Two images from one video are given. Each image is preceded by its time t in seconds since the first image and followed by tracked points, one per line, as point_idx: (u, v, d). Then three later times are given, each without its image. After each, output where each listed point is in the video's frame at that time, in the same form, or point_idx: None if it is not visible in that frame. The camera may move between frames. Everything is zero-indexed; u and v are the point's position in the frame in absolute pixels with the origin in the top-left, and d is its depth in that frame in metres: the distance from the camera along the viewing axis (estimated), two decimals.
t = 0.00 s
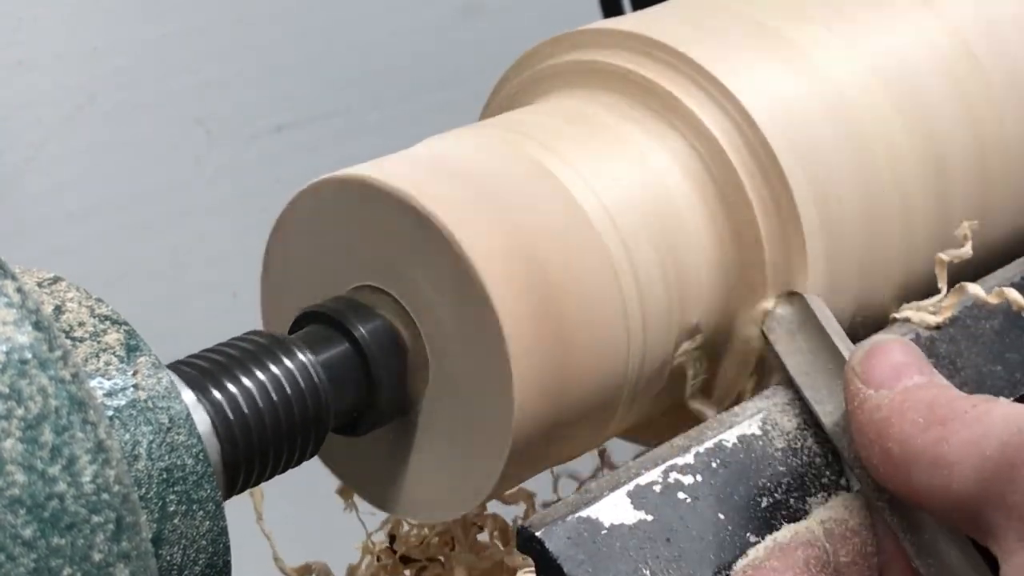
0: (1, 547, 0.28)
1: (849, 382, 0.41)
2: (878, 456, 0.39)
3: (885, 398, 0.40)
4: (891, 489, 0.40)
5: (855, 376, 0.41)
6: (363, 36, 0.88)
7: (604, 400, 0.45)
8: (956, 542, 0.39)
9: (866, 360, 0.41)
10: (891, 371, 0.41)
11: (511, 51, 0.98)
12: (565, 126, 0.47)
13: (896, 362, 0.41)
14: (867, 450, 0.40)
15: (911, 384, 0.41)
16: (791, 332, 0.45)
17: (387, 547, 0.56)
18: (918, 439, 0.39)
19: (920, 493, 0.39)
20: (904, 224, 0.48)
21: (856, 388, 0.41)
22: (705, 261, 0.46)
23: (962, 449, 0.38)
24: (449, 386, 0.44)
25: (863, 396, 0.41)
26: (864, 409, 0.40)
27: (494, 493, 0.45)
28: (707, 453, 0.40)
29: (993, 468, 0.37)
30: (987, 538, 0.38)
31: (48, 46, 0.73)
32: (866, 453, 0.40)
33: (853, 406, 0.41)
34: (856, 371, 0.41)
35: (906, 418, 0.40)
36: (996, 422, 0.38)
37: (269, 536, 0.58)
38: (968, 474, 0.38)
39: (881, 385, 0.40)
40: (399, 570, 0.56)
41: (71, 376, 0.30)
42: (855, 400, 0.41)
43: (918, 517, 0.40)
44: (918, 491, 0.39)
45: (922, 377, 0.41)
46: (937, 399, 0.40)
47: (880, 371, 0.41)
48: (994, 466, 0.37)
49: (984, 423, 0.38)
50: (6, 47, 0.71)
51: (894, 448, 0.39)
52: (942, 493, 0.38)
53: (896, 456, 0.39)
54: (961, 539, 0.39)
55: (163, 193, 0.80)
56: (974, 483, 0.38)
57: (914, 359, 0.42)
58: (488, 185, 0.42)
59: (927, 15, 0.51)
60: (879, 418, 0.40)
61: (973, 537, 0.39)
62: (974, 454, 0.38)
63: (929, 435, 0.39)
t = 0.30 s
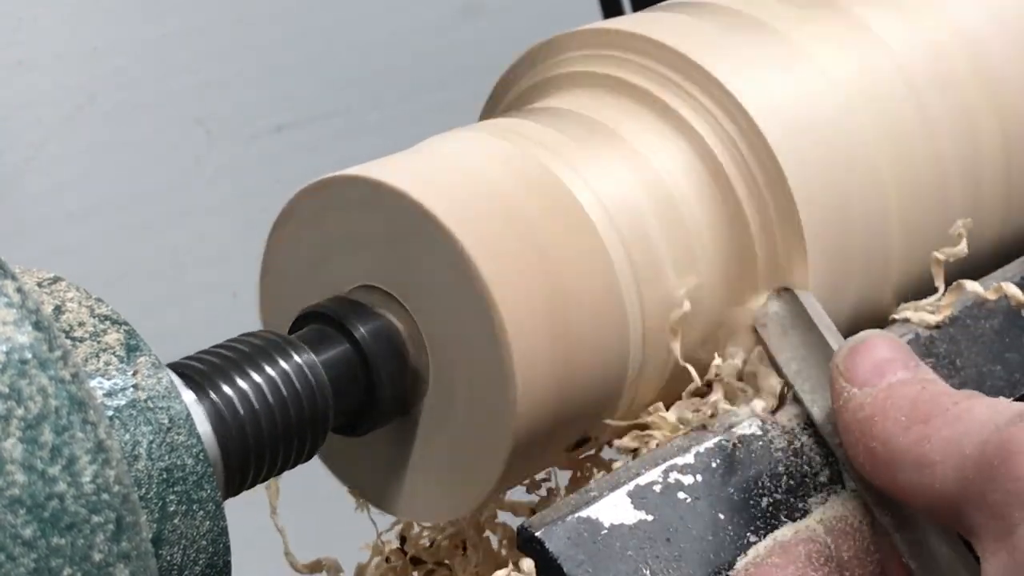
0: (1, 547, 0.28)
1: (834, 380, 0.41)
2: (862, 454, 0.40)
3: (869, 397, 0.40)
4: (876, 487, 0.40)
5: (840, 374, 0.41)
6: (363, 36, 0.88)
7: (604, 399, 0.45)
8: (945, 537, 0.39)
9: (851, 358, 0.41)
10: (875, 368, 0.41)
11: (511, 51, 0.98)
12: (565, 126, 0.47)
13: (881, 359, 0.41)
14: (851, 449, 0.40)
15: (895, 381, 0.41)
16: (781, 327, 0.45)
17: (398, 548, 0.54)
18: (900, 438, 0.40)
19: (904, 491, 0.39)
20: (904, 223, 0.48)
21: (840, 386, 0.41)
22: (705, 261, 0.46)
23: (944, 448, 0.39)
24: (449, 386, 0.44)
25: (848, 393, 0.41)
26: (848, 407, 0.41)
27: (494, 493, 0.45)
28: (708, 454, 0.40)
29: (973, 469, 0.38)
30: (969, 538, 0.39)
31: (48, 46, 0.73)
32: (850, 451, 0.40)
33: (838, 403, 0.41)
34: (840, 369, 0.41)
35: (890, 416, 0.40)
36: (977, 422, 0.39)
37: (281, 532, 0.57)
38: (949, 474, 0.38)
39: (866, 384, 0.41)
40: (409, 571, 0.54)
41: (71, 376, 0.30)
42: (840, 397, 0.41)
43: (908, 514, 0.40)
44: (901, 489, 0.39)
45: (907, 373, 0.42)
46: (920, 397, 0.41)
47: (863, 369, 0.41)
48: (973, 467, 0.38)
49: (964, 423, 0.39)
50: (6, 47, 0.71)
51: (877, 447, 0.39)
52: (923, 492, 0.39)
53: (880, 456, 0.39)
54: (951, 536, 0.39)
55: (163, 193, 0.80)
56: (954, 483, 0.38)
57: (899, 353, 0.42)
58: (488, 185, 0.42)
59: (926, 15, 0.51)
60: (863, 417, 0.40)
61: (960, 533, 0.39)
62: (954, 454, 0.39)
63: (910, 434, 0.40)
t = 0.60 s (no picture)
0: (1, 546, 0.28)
1: (819, 375, 0.42)
2: (846, 451, 0.40)
3: (850, 393, 0.40)
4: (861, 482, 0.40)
5: (824, 370, 0.42)
6: (363, 36, 0.88)
7: (604, 400, 0.45)
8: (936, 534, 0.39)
9: (835, 352, 0.42)
10: (856, 364, 0.41)
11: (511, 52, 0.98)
12: (565, 126, 0.47)
13: (864, 353, 0.41)
14: (837, 445, 0.40)
15: (878, 375, 0.41)
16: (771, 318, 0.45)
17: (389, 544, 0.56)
18: (881, 435, 0.39)
19: (886, 487, 0.39)
20: (903, 222, 0.48)
21: (824, 381, 0.41)
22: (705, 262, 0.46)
23: (924, 444, 0.38)
24: (449, 385, 0.44)
25: (833, 388, 0.41)
26: (832, 403, 0.41)
27: (494, 493, 0.45)
28: (708, 453, 0.40)
29: (950, 467, 0.37)
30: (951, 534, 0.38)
31: (48, 45, 0.73)
32: (835, 448, 0.41)
33: (823, 398, 0.41)
34: (824, 364, 0.42)
35: (872, 412, 0.40)
36: (955, 419, 0.38)
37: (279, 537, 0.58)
38: (926, 471, 0.38)
39: (848, 379, 0.41)
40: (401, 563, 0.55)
41: (71, 376, 0.30)
42: (824, 393, 0.41)
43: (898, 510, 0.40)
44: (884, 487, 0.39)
45: (892, 366, 0.42)
46: (901, 392, 0.40)
47: (845, 364, 0.41)
48: (950, 465, 0.37)
49: (943, 419, 0.39)
50: (7, 48, 0.71)
51: (858, 444, 0.39)
52: (902, 488, 0.39)
53: (861, 452, 0.39)
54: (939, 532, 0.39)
55: (163, 193, 0.80)
56: (933, 481, 0.38)
57: (884, 346, 0.42)
58: (488, 185, 0.42)
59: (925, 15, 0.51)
60: (846, 413, 0.40)
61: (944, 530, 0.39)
62: (933, 451, 0.38)
63: (891, 431, 0.39)
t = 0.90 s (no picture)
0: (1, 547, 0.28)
1: (816, 371, 0.42)
2: (842, 449, 0.40)
3: (848, 391, 0.40)
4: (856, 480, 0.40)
5: (821, 366, 0.41)
6: (364, 36, 0.88)
7: (605, 400, 0.45)
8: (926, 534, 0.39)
9: (831, 349, 0.41)
10: (854, 362, 0.41)
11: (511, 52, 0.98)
12: (565, 126, 0.47)
13: (861, 352, 0.41)
14: (833, 443, 0.40)
15: (876, 374, 0.41)
16: (765, 311, 0.45)
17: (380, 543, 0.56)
18: (880, 433, 0.39)
19: (882, 486, 0.39)
20: (903, 222, 0.48)
21: (822, 377, 0.41)
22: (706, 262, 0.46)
23: (922, 445, 0.39)
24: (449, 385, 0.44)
25: (830, 385, 0.41)
26: (829, 400, 0.41)
27: (494, 494, 0.45)
28: (708, 454, 0.40)
29: (949, 469, 0.38)
30: (946, 534, 0.39)
31: (48, 46, 0.73)
32: (831, 445, 0.40)
33: (819, 395, 0.41)
34: (821, 361, 0.42)
35: (870, 411, 0.40)
36: (955, 423, 0.39)
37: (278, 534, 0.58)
38: (925, 472, 0.38)
39: (846, 376, 0.41)
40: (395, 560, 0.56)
41: (71, 376, 0.30)
42: (821, 390, 0.41)
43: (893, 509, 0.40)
44: (879, 487, 0.39)
45: (888, 364, 0.42)
46: (899, 391, 0.40)
47: (843, 362, 0.41)
48: (950, 467, 0.38)
49: (943, 421, 0.39)
50: (7, 48, 0.71)
51: (856, 441, 0.39)
52: (898, 487, 0.39)
53: (858, 450, 0.39)
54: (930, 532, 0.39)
55: (163, 193, 0.80)
56: (929, 482, 0.38)
57: (879, 343, 0.42)
58: (489, 185, 0.42)
59: (926, 15, 0.51)
60: (843, 411, 0.40)
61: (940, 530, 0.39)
62: (932, 452, 0.38)
63: (890, 430, 0.39)
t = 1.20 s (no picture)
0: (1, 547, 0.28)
1: (812, 367, 0.41)
2: (843, 444, 0.40)
3: (845, 384, 0.41)
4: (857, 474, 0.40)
5: (816, 362, 0.41)
6: (364, 36, 0.88)
7: (604, 400, 0.45)
8: (929, 523, 0.39)
9: (826, 345, 0.41)
10: (850, 356, 0.41)
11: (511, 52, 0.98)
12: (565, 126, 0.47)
13: (856, 345, 0.41)
14: (833, 438, 0.40)
15: (872, 366, 0.41)
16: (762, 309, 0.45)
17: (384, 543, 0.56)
18: (880, 424, 0.39)
19: (883, 478, 0.39)
20: (903, 222, 0.48)
21: (817, 372, 0.41)
22: (705, 263, 0.46)
23: (923, 434, 0.39)
24: (449, 384, 0.44)
25: (827, 381, 0.41)
26: (826, 394, 0.41)
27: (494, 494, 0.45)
28: (708, 453, 0.40)
29: (952, 456, 0.38)
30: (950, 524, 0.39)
31: (48, 46, 0.73)
32: (831, 440, 0.41)
33: (816, 390, 0.41)
34: (816, 357, 0.42)
35: (868, 403, 0.40)
36: (954, 411, 0.39)
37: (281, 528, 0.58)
38: (927, 460, 0.38)
39: (841, 371, 0.41)
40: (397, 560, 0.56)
41: (71, 376, 0.30)
42: (819, 386, 0.41)
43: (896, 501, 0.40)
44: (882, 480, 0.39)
45: (884, 357, 0.42)
46: (896, 383, 0.41)
47: (839, 357, 0.41)
48: (952, 454, 0.38)
49: (941, 410, 0.39)
50: (7, 48, 0.71)
51: (856, 434, 0.39)
52: (901, 478, 0.39)
53: (858, 444, 0.39)
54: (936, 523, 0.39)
55: (163, 193, 0.80)
56: (932, 470, 0.38)
57: (875, 336, 0.42)
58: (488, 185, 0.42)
59: (925, 15, 0.51)
60: (842, 406, 0.40)
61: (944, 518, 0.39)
62: (933, 441, 0.39)
63: (889, 421, 0.39)
